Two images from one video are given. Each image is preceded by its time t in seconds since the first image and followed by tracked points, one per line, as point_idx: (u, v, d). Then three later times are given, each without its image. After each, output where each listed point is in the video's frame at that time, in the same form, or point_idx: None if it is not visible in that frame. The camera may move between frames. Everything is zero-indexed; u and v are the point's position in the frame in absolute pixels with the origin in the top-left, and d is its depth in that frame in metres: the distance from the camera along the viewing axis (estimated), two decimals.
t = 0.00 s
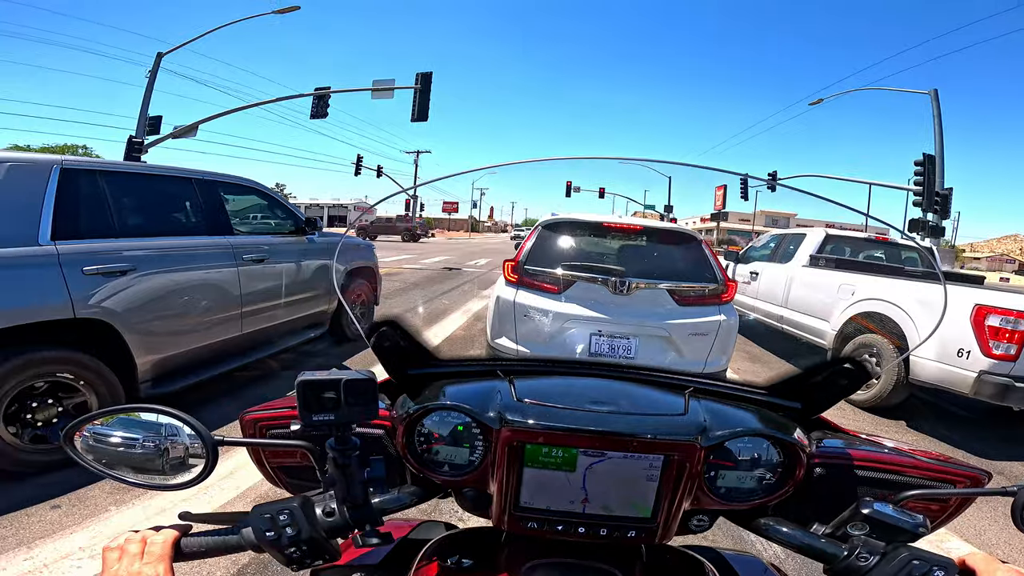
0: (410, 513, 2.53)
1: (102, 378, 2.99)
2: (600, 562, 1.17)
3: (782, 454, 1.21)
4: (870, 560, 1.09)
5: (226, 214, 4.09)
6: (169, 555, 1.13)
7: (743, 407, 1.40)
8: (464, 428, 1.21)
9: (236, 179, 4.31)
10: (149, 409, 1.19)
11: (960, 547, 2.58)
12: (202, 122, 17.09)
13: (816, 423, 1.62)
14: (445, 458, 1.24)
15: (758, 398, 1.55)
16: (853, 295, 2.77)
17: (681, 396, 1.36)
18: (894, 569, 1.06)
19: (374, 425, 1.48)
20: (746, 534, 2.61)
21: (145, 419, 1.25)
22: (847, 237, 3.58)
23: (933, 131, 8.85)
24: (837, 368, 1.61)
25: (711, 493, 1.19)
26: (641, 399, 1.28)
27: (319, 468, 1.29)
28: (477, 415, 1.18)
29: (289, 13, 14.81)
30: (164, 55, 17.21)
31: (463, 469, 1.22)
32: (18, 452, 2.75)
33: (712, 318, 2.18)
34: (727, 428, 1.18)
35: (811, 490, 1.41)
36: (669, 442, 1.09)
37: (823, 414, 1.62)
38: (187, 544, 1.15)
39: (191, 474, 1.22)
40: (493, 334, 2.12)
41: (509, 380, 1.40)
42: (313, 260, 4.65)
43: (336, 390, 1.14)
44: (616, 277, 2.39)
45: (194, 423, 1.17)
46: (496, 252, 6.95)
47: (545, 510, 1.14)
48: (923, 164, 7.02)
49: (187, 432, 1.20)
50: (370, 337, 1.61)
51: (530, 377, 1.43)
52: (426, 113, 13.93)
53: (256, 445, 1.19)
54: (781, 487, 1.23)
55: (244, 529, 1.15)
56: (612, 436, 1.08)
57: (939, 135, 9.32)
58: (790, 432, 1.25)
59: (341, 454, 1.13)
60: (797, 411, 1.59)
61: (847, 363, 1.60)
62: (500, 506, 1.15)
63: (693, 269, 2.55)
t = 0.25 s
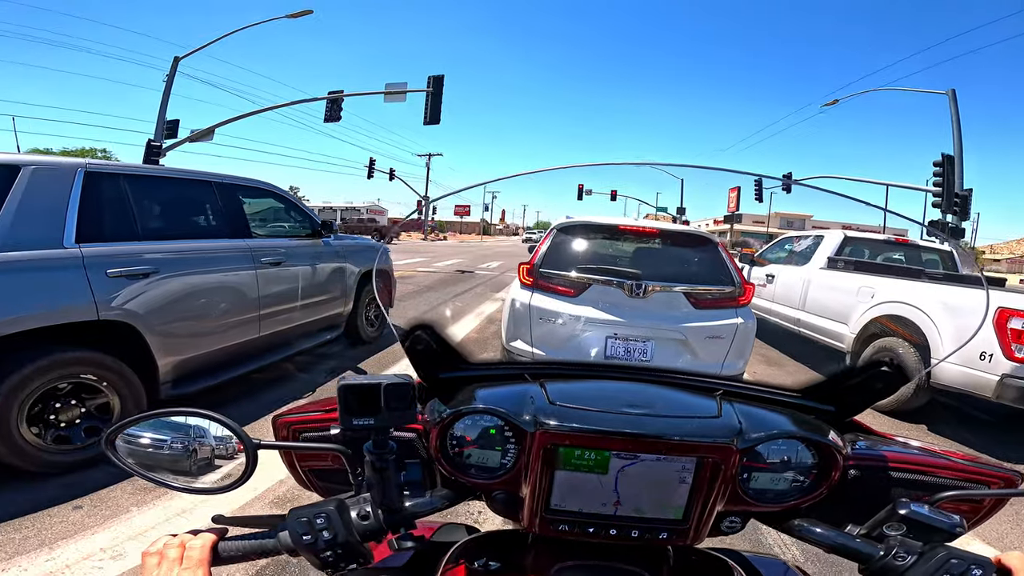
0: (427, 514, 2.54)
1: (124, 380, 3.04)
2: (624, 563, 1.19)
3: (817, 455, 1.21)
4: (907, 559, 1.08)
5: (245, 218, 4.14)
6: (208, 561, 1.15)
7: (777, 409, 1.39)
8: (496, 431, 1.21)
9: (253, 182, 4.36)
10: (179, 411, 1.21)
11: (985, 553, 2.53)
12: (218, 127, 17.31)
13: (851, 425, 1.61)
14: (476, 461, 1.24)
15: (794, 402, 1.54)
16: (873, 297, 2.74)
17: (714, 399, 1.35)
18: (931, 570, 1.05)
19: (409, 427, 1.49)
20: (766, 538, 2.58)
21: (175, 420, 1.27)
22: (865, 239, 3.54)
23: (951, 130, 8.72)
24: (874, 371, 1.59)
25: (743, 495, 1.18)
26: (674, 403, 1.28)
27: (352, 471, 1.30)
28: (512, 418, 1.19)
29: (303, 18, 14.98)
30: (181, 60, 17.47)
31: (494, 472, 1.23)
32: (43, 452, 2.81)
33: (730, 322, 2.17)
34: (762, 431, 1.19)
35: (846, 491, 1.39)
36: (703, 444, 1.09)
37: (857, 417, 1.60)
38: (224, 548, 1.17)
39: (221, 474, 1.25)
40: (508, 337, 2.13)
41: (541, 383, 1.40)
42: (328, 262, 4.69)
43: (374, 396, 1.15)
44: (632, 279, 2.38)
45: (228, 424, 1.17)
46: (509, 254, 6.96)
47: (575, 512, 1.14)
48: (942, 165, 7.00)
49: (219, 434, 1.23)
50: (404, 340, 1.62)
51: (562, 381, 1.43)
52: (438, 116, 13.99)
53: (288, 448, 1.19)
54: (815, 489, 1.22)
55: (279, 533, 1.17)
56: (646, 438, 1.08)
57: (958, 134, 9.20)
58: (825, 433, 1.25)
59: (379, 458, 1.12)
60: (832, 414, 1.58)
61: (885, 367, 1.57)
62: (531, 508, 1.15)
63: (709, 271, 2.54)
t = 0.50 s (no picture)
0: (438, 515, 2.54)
1: (141, 382, 3.08)
2: (637, 564, 1.20)
3: (836, 458, 1.20)
4: (928, 560, 1.07)
5: (258, 221, 4.18)
6: (227, 563, 1.16)
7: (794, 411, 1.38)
8: (511, 434, 1.22)
9: (266, 186, 4.40)
10: (196, 414, 1.22)
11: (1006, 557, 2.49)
12: (230, 131, 17.49)
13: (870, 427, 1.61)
14: (492, 464, 1.24)
15: (811, 404, 1.53)
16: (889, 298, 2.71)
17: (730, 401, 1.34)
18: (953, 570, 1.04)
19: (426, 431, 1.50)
20: (780, 540, 2.56)
21: (194, 423, 1.28)
22: (880, 239, 3.50)
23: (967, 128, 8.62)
24: (895, 373, 1.56)
25: (760, 497, 1.18)
26: (690, 405, 1.27)
27: (369, 474, 1.30)
28: (528, 421, 1.18)
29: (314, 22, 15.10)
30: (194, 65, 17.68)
31: (509, 475, 1.23)
32: (62, 454, 2.85)
33: (742, 324, 2.16)
34: (780, 433, 1.18)
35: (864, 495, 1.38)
36: (719, 447, 1.08)
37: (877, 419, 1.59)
38: (243, 551, 1.19)
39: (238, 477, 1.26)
40: (519, 338, 2.13)
41: (557, 387, 1.40)
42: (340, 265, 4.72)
43: (392, 400, 1.16)
44: (643, 281, 2.37)
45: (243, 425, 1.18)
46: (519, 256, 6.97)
47: (590, 515, 1.13)
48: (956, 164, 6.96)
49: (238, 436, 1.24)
50: (421, 344, 1.63)
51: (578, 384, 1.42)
52: (448, 118, 14.05)
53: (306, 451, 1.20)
54: (834, 491, 1.21)
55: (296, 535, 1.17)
56: (661, 441, 1.08)
57: (973, 133, 9.10)
58: (846, 436, 1.24)
59: (396, 461, 1.14)
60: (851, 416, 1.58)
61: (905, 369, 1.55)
62: (547, 511, 1.15)
63: (722, 273, 2.52)
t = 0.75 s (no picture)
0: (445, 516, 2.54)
1: (147, 384, 3.09)
2: (644, 563, 1.19)
3: (844, 456, 1.20)
4: (938, 558, 1.06)
5: (261, 223, 4.19)
6: (236, 565, 1.16)
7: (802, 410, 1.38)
8: (518, 434, 1.22)
9: (269, 188, 4.41)
10: (205, 417, 1.23)
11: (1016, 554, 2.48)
12: (232, 133, 17.54)
13: (878, 425, 1.59)
14: (498, 464, 1.24)
15: (817, 403, 1.53)
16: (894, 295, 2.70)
17: (736, 400, 1.34)
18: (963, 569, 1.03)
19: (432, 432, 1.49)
20: (788, 539, 2.55)
21: (202, 425, 1.29)
22: (885, 235, 3.49)
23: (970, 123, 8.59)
24: (901, 371, 1.56)
25: (768, 496, 1.17)
26: (696, 404, 1.27)
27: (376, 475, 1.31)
28: (534, 421, 1.18)
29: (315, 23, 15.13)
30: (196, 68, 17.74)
31: (516, 476, 1.23)
32: (71, 457, 2.86)
33: (747, 322, 2.16)
34: (787, 431, 1.18)
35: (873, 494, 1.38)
36: (725, 446, 1.08)
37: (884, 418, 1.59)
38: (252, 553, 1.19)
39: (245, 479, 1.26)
40: (524, 338, 2.14)
41: (563, 386, 1.41)
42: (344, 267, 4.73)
43: (397, 402, 1.16)
44: (647, 280, 2.37)
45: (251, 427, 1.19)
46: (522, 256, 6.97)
47: (597, 514, 1.13)
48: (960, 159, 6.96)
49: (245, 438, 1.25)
50: (426, 345, 1.63)
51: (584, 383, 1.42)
52: (449, 118, 14.06)
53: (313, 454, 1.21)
54: (842, 489, 1.21)
55: (306, 537, 1.18)
56: (668, 440, 1.08)
57: (976, 128, 9.07)
58: (852, 433, 1.24)
59: (403, 462, 1.15)
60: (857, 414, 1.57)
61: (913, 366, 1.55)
62: (554, 511, 1.15)
63: (725, 270, 2.52)
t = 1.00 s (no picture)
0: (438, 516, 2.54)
1: (137, 387, 3.06)
2: (630, 563, 1.19)
3: (827, 455, 1.20)
4: (921, 558, 1.07)
5: (250, 224, 4.16)
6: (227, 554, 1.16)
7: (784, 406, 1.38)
8: (499, 434, 1.21)
9: (258, 189, 4.38)
10: (189, 419, 1.21)
11: (1006, 545, 2.51)
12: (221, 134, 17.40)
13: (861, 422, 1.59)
14: (480, 466, 1.23)
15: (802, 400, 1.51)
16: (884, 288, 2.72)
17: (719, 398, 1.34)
18: (946, 568, 1.04)
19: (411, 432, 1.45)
20: (780, 534, 2.56)
21: (186, 428, 1.27)
22: (874, 229, 3.51)
23: (958, 117, 8.68)
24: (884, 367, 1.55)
25: (749, 495, 1.18)
26: (677, 402, 1.27)
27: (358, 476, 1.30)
28: (513, 421, 1.17)
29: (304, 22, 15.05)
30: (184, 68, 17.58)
31: (497, 476, 1.22)
32: (62, 460, 2.83)
33: (739, 316, 2.18)
34: (768, 430, 1.17)
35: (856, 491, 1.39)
36: (707, 445, 1.07)
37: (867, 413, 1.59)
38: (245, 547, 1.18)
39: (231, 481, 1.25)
40: (516, 336, 2.13)
41: (545, 385, 1.40)
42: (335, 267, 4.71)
43: (374, 402, 1.15)
44: (639, 276, 2.36)
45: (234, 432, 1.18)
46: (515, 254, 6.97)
47: (580, 514, 1.13)
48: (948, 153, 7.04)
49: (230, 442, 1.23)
50: (404, 345, 1.59)
51: (568, 382, 1.42)
52: (441, 117, 14.02)
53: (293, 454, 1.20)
54: (826, 488, 1.21)
55: (284, 538, 1.17)
56: (650, 439, 1.08)
57: (963, 122, 9.17)
58: (833, 431, 1.24)
59: (380, 463, 1.13)
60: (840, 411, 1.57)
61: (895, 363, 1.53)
62: (535, 511, 1.14)
63: (716, 265, 2.53)
